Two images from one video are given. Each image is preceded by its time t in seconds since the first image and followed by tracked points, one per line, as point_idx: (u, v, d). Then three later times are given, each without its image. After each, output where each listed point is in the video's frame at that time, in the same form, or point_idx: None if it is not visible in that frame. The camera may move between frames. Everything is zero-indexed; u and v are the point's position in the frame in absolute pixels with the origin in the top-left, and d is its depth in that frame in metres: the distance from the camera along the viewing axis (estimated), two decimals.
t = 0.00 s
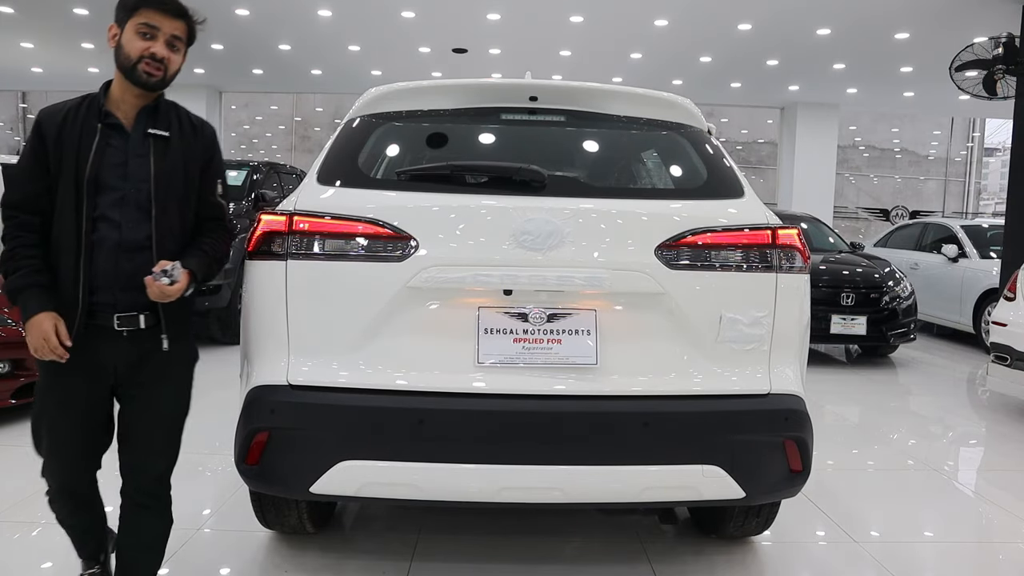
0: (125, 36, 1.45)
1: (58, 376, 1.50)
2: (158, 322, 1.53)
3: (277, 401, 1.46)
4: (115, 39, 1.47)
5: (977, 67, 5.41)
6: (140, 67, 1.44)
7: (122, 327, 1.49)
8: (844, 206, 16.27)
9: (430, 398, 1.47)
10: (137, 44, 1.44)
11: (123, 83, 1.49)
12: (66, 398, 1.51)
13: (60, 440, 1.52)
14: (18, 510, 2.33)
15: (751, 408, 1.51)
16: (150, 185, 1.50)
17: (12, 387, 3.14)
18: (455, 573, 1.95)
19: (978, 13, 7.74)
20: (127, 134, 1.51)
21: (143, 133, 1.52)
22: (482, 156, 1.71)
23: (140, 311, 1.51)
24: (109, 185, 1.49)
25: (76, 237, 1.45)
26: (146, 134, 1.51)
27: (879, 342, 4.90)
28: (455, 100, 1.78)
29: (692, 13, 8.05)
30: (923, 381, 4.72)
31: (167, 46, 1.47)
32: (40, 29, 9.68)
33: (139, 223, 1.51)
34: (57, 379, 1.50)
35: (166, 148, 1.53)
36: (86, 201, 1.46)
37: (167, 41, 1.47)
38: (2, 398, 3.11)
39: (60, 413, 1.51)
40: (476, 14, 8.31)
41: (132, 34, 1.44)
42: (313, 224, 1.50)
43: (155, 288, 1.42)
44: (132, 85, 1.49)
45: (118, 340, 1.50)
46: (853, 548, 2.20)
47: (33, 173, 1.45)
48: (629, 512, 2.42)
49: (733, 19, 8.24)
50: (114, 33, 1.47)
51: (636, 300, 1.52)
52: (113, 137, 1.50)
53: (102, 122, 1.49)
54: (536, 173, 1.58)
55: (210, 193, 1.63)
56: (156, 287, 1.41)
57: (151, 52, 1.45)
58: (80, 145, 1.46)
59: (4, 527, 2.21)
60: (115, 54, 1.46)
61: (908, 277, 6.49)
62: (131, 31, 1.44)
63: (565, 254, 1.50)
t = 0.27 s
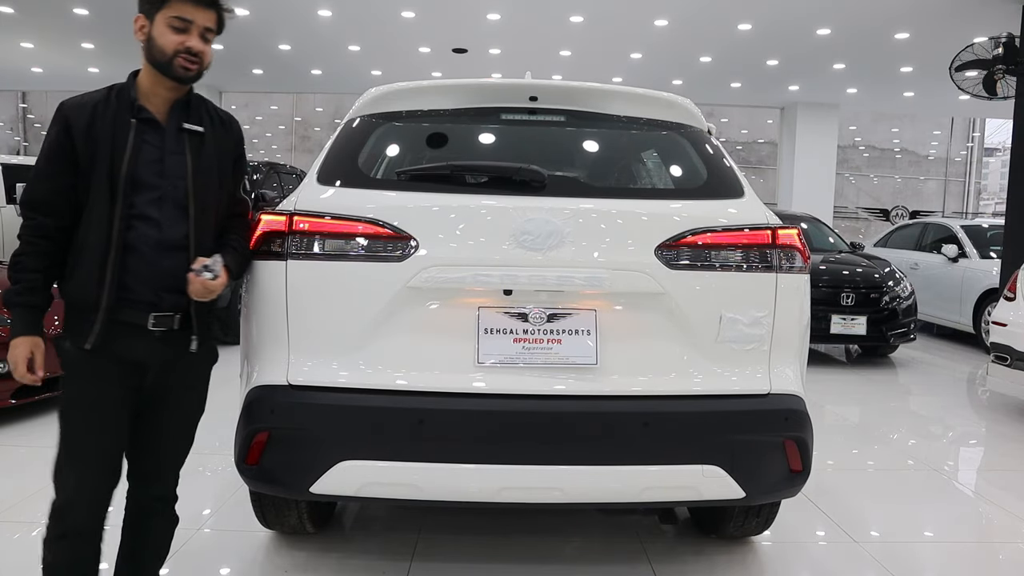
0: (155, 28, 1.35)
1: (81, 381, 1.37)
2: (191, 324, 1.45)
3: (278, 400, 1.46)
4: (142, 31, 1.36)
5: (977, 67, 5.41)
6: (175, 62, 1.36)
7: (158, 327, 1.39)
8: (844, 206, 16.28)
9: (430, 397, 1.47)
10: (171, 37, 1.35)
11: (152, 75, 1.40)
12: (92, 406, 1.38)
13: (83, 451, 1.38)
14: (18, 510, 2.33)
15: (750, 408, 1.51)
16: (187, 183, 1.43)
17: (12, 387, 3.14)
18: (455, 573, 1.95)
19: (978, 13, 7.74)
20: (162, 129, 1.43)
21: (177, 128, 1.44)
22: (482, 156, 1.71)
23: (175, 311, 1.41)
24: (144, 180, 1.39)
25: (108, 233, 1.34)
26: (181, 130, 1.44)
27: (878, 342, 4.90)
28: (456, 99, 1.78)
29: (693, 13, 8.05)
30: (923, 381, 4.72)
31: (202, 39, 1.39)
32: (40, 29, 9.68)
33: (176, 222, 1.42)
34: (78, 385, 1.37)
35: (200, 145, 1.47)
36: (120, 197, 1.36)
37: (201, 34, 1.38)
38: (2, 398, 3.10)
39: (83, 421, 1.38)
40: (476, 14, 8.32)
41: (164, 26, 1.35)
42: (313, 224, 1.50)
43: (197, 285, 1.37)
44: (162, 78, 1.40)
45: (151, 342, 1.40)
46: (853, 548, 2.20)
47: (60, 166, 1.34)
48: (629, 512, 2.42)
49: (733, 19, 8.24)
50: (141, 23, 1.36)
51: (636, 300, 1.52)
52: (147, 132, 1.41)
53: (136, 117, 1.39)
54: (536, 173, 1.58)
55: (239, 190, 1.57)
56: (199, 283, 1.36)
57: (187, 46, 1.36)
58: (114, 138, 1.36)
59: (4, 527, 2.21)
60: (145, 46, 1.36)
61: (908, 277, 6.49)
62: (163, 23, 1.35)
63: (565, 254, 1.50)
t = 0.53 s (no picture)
0: (199, 39, 1.25)
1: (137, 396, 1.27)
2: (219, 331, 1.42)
3: (277, 400, 1.47)
4: (181, 37, 1.26)
5: (977, 67, 5.42)
6: (222, 78, 1.29)
7: (199, 332, 1.35)
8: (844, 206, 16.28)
9: (430, 398, 1.47)
10: (218, 51, 1.26)
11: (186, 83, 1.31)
12: (151, 420, 1.28)
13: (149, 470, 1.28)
14: (18, 510, 2.33)
15: (750, 408, 1.51)
16: (225, 192, 1.39)
17: (12, 387, 3.14)
18: (455, 572, 1.95)
19: (978, 13, 7.74)
20: (199, 135, 1.35)
21: (211, 133, 1.38)
22: (482, 157, 1.71)
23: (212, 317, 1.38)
24: (190, 188, 1.32)
25: (164, 245, 1.26)
26: (215, 135, 1.39)
27: (878, 342, 4.90)
28: (456, 100, 1.78)
29: (693, 13, 8.05)
30: (923, 381, 4.72)
31: (244, 49, 1.31)
32: (40, 30, 9.68)
33: (214, 231, 1.38)
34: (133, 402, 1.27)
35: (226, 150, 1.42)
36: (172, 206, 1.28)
37: (244, 45, 1.31)
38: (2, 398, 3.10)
39: (144, 437, 1.28)
40: (476, 14, 8.32)
41: (210, 39, 1.25)
42: (313, 224, 1.50)
43: (236, 303, 1.36)
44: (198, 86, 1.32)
45: (195, 349, 1.35)
46: (853, 548, 2.20)
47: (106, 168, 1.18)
48: (629, 512, 2.42)
49: (733, 19, 8.24)
50: (180, 29, 1.26)
51: (635, 300, 1.52)
52: (186, 136, 1.32)
53: (178, 122, 1.29)
54: (536, 174, 1.58)
55: (251, 198, 1.53)
56: (239, 300, 1.35)
57: (234, 61, 1.29)
58: (163, 144, 1.27)
59: (4, 527, 2.21)
60: (184, 55, 1.26)
61: (908, 277, 6.49)
62: (208, 35, 1.25)
63: (564, 254, 1.50)
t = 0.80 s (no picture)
0: (248, 45, 1.14)
1: (213, 417, 1.20)
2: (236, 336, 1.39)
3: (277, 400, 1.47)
4: (224, 38, 1.15)
5: (977, 66, 5.42)
6: (268, 84, 1.19)
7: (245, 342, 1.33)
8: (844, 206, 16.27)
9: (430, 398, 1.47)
10: (267, 58, 1.16)
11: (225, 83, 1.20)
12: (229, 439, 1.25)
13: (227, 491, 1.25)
14: (18, 510, 2.33)
15: (750, 408, 1.51)
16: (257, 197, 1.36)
17: (12, 387, 3.14)
18: (455, 572, 1.96)
19: (978, 13, 7.74)
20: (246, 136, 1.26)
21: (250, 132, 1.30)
22: (482, 157, 1.71)
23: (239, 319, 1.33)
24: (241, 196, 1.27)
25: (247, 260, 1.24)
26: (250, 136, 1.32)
27: (878, 342, 4.90)
28: (456, 100, 1.78)
29: (693, 13, 8.05)
30: (923, 381, 4.72)
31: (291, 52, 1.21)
32: (40, 30, 9.67)
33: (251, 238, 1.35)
34: (206, 426, 1.20)
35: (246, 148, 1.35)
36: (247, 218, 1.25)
37: (291, 49, 1.20)
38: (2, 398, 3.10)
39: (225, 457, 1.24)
40: (476, 14, 8.32)
41: (258, 43, 1.15)
42: (312, 225, 1.50)
43: (269, 311, 1.39)
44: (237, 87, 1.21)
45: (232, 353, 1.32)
46: (853, 548, 2.20)
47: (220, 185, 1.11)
48: (629, 512, 2.42)
49: (733, 19, 8.24)
50: (223, 29, 1.14)
51: (635, 300, 1.52)
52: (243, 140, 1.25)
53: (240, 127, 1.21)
54: (536, 174, 1.58)
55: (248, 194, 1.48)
56: (274, 309, 1.39)
57: (282, 68, 1.19)
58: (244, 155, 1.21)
59: (4, 527, 2.21)
60: (229, 59, 1.16)
61: (908, 277, 6.49)
62: (258, 40, 1.15)
63: (564, 254, 1.49)
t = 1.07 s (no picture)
0: (307, 48, 1.13)
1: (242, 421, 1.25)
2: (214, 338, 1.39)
3: (277, 399, 1.47)
4: (282, 40, 1.13)
5: (977, 67, 5.42)
6: (321, 88, 1.18)
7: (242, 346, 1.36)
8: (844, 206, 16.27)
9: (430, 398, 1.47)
10: (324, 62, 1.15)
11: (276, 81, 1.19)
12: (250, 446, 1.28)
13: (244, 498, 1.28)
14: (18, 510, 2.33)
15: (750, 408, 1.51)
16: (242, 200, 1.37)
17: (12, 387, 3.13)
18: (455, 572, 1.96)
19: (978, 13, 7.74)
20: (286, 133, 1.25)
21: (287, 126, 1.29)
22: (482, 157, 1.71)
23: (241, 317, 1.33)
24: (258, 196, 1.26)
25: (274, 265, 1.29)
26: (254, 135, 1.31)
27: (879, 342, 4.90)
28: (456, 100, 1.78)
29: (693, 13, 8.06)
30: (923, 381, 4.72)
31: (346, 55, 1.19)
32: (40, 29, 9.67)
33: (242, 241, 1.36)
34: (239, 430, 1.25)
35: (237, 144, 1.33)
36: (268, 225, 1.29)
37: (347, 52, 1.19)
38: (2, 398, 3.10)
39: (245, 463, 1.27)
40: (476, 14, 8.32)
41: (317, 48, 1.14)
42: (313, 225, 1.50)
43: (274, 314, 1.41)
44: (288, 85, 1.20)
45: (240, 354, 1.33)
46: (853, 548, 2.20)
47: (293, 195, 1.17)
48: (629, 512, 2.42)
49: (733, 19, 8.23)
50: (282, 30, 1.12)
51: (635, 300, 1.52)
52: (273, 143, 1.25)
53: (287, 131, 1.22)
54: (536, 175, 1.58)
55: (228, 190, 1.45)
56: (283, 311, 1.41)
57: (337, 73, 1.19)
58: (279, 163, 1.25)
59: (4, 527, 2.21)
60: (286, 61, 1.14)
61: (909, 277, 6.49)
62: (317, 43, 1.13)
63: (564, 254, 1.49)
